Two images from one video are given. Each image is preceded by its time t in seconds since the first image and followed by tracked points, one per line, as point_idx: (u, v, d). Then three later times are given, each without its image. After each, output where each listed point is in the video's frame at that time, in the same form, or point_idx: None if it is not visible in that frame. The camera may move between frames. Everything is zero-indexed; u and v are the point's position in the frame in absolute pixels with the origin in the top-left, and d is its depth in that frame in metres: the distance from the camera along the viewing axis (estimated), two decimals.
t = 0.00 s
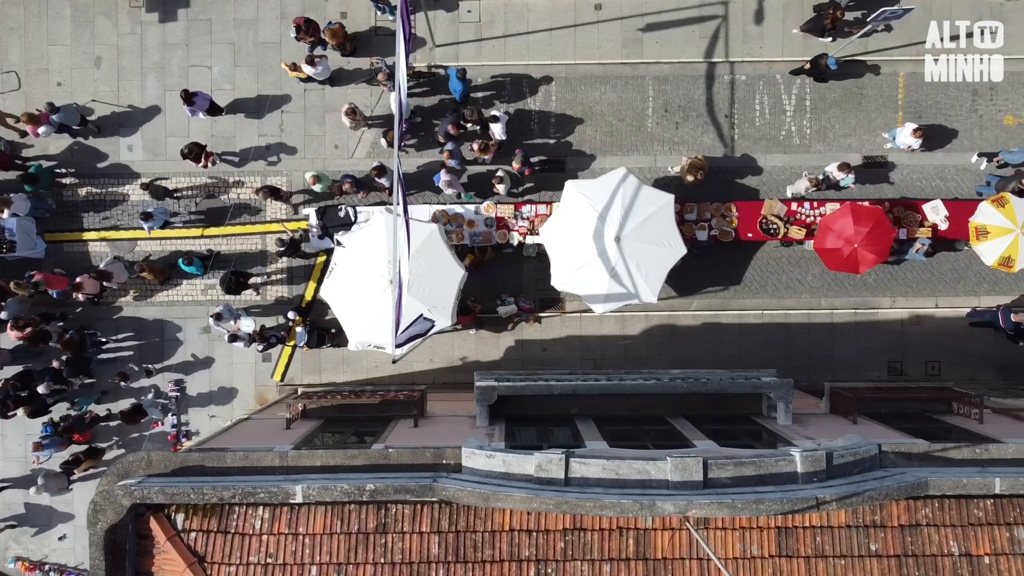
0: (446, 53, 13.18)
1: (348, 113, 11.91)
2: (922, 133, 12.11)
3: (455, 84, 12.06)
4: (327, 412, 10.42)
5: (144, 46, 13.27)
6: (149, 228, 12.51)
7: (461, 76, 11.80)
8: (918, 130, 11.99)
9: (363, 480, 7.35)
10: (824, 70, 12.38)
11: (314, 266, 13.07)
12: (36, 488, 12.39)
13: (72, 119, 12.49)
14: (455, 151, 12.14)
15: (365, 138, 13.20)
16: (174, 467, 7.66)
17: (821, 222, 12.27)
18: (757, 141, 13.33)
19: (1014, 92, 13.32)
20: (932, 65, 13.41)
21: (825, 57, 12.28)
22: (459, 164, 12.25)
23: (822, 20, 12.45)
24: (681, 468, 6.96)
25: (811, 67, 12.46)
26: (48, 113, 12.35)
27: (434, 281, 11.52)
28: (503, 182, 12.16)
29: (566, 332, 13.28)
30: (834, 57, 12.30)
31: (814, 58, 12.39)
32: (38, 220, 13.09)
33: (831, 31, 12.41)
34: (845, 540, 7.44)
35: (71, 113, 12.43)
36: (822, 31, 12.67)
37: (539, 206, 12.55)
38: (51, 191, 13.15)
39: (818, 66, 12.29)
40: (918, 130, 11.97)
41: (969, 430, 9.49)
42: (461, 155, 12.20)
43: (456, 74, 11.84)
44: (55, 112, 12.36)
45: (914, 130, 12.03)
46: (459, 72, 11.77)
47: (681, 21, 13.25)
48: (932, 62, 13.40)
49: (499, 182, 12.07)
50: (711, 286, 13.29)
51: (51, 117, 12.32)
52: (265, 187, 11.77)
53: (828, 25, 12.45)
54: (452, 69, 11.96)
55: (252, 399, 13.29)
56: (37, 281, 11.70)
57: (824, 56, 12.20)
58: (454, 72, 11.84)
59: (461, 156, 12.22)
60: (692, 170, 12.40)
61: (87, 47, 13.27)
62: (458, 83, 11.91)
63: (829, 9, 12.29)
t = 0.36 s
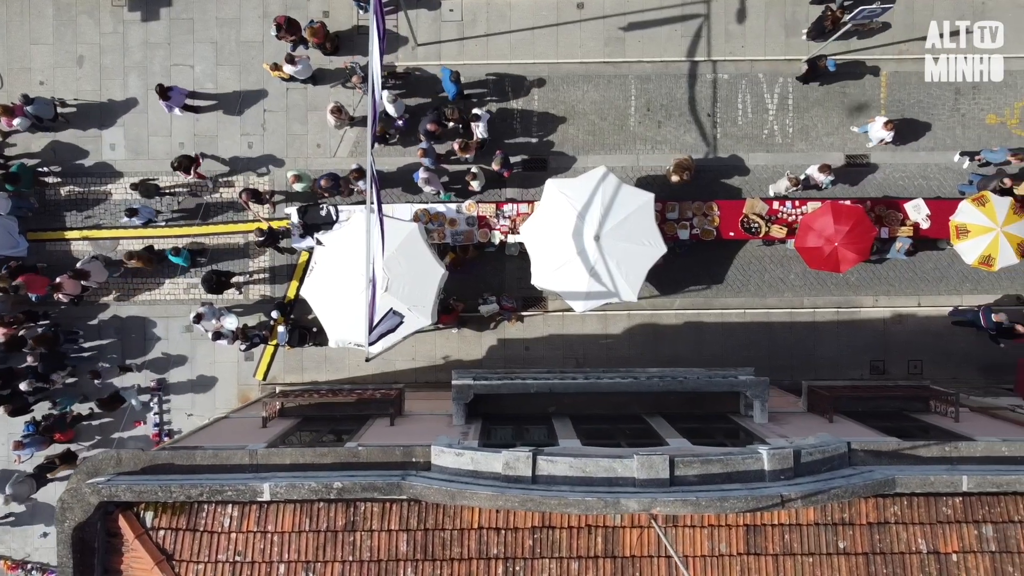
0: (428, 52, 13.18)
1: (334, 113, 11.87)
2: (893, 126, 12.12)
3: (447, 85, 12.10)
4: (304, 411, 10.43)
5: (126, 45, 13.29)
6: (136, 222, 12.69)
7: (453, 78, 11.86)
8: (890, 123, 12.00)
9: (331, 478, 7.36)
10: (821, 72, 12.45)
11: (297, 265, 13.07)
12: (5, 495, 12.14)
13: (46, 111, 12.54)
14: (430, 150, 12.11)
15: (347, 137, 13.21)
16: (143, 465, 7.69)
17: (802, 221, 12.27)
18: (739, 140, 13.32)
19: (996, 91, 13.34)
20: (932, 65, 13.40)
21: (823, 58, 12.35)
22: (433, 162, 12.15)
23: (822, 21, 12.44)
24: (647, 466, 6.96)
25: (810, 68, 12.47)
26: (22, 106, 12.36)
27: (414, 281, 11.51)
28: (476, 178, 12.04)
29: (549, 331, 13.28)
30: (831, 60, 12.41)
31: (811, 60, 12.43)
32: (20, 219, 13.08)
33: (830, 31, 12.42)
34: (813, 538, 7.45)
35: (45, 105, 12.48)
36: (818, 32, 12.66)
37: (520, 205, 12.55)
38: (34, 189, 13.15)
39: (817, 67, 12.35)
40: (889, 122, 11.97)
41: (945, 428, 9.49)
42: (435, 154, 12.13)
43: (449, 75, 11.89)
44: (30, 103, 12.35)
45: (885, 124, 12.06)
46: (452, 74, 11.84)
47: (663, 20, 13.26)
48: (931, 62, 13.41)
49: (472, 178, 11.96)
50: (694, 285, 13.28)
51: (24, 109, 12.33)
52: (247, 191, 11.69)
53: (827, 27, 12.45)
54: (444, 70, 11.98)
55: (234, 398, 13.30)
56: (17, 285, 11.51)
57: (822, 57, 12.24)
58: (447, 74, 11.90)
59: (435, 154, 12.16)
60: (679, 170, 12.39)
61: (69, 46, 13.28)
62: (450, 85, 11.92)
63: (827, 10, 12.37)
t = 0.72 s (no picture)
0: (410, 51, 13.19)
1: (319, 108, 11.70)
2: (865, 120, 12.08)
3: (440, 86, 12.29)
4: (282, 410, 10.42)
5: (108, 45, 13.30)
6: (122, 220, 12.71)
7: (445, 79, 12.03)
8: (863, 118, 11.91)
9: (299, 476, 7.37)
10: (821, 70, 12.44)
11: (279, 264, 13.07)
12: None
13: (21, 99, 12.50)
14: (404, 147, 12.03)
15: (329, 137, 13.21)
16: (112, 463, 7.72)
17: (783, 220, 12.27)
18: (722, 139, 13.32)
19: (978, 90, 13.36)
20: (932, 65, 13.41)
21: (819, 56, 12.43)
22: (408, 157, 12.06)
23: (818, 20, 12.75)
24: (613, 464, 6.96)
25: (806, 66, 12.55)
26: None
27: (394, 280, 11.51)
28: (448, 178, 12.18)
29: (531, 330, 13.27)
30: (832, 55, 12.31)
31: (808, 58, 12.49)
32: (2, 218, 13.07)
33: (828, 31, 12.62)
34: (781, 536, 7.45)
35: (20, 94, 12.43)
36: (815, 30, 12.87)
37: (502, 204, 12.55)
38: (16, 189, 13.13)
39: (814, 64, 12.37)
40: (862, 117, 11.91)
41: (920, 427, 9.49)
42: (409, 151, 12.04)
43: (440, 76, 12.06)
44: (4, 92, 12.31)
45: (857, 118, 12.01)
46: (444, 75, 12.01)
47: (644, 20, 13.27)
48: (932, 62, 13.41)
49: (444, 177, 12.10)
50: (676, 284, 13.28)
51: None
52: (229, 194, 11.64)
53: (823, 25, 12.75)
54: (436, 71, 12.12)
55: (216, 397, 13.29)
56: None
57: (819, 56, 12.35)
58: (439, 74, 12.06)
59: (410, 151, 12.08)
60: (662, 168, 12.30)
61: (51, 45, 13.29)
62: (444, 86, 12.13)
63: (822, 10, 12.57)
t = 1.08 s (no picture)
0: (392, 50, 13.18)
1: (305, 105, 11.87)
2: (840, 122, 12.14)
3: (432, 82, 12.16)
4: (259, 408, 10.43)
5: (90, 44, 13.29)
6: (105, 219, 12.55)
7: (439, 76, 11.94)
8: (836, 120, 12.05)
9: (267, 475, 7.38)
10: (817, 67, 12.48)
11: (261, 263, 13.08)
12: None
13: None
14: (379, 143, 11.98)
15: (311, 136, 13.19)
16: (82, 462, 7.75)
17: (763, 219, 12.28)
18: (704, 138, 13.32)
19: (960, 89, 13.37)
20: (932, 65, 13.41)
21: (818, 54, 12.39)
22: (379, 156, 12.02)
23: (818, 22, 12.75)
24: (579, 462, 6.95)
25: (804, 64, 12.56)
26: None
27: (374, 279, 11.52)
28: (419, 176, 12.14)
29: (513, 329, 13.27)
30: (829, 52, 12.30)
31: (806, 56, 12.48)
32: None
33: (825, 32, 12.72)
34: (749, 534, 7.46)
35: None
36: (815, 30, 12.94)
37: (484, 203, 12.55)
38: None
39: (811, 63, 12.41)
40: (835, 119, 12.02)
41: (895, 425, 9.50)
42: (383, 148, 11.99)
43: (433, 73, 11.97)
44: None
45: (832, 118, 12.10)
46: (436, 72, 11.91)
47: (626, 19, 13.27)
48: (932, 62, 13.41)
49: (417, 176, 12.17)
50: (658, 283, 13.28)
51: None
52: (206, 197, 11.62)
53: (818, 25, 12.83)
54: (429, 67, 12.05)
55: (198, 396, 13.29)
56: None
57: (816, 53, 12.33)
58: (431, 71, 11.99)
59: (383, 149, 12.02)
60: (644, 168, 12.14)
61: (33, 44, 13.29)
62: (435, 83, 12.05)
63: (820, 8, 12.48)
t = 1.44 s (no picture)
0: (374, 49, 13.20)
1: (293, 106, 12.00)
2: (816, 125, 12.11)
3: (425, 78, 12.10)
4: (237, 407, 10.44)
5: (73, 43, 13.31)
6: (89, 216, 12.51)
7: (432, 72, 11.87)
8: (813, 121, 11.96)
9: (235, 473, 7.38)
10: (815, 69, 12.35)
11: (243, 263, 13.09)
12: None
13: None
14: (354, 143, 11.93)
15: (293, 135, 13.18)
16: (51, 460, 7.76)
17: (744, 219, 12.26)
18: (686, 137, 13.32)
19: (942, 89, 13.36)
20: (932, 65, 13.39)
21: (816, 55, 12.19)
22: (353, 155, 11.96)
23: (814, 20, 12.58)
24: (545, 461, 6.95)
25: (802, 66, 12.39)
26: None
27: (354, 279, 11.53)
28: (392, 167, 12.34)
29: (495, 328, 13.27)
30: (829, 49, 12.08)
31: (803, 58, 12.32)
32: None
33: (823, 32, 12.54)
34: (717, 533, 7.46)
35: None
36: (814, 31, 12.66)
37: (465, 202, 12.54)
38: None
39: (810, 65, 12.25)
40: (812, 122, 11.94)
41: (870, 424, 9.51)
42: (359, 147, 11.99)
43: (426, 68, 11.90)
44: None
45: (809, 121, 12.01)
46: (430, 67, 11.84)
47: (608, 19, 13.27)
48: (932, 62, 13.39)
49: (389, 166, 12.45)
50: (641, 282, 13.28)
51: None
52: (184, 197, 11.57)
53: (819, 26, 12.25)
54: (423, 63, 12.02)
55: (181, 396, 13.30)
56: None
57: (815, 55, 12.14)
58: (425, 67, 11.92)
59: (358, 149, 12.00)
60: (625, 168, 12.22)
61: (16, 44, 13.30)
62: (427, 77, 12.00)
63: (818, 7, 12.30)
